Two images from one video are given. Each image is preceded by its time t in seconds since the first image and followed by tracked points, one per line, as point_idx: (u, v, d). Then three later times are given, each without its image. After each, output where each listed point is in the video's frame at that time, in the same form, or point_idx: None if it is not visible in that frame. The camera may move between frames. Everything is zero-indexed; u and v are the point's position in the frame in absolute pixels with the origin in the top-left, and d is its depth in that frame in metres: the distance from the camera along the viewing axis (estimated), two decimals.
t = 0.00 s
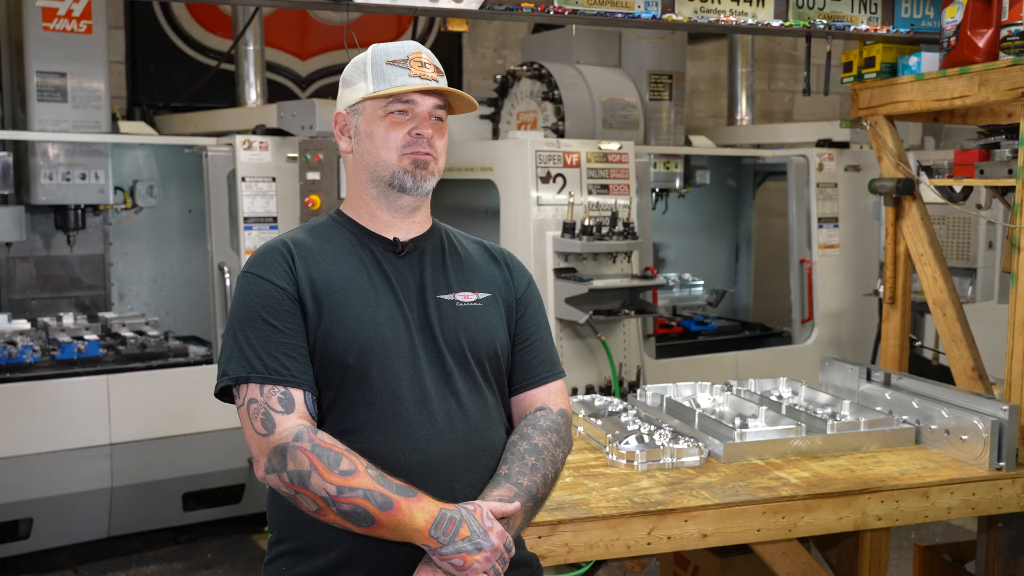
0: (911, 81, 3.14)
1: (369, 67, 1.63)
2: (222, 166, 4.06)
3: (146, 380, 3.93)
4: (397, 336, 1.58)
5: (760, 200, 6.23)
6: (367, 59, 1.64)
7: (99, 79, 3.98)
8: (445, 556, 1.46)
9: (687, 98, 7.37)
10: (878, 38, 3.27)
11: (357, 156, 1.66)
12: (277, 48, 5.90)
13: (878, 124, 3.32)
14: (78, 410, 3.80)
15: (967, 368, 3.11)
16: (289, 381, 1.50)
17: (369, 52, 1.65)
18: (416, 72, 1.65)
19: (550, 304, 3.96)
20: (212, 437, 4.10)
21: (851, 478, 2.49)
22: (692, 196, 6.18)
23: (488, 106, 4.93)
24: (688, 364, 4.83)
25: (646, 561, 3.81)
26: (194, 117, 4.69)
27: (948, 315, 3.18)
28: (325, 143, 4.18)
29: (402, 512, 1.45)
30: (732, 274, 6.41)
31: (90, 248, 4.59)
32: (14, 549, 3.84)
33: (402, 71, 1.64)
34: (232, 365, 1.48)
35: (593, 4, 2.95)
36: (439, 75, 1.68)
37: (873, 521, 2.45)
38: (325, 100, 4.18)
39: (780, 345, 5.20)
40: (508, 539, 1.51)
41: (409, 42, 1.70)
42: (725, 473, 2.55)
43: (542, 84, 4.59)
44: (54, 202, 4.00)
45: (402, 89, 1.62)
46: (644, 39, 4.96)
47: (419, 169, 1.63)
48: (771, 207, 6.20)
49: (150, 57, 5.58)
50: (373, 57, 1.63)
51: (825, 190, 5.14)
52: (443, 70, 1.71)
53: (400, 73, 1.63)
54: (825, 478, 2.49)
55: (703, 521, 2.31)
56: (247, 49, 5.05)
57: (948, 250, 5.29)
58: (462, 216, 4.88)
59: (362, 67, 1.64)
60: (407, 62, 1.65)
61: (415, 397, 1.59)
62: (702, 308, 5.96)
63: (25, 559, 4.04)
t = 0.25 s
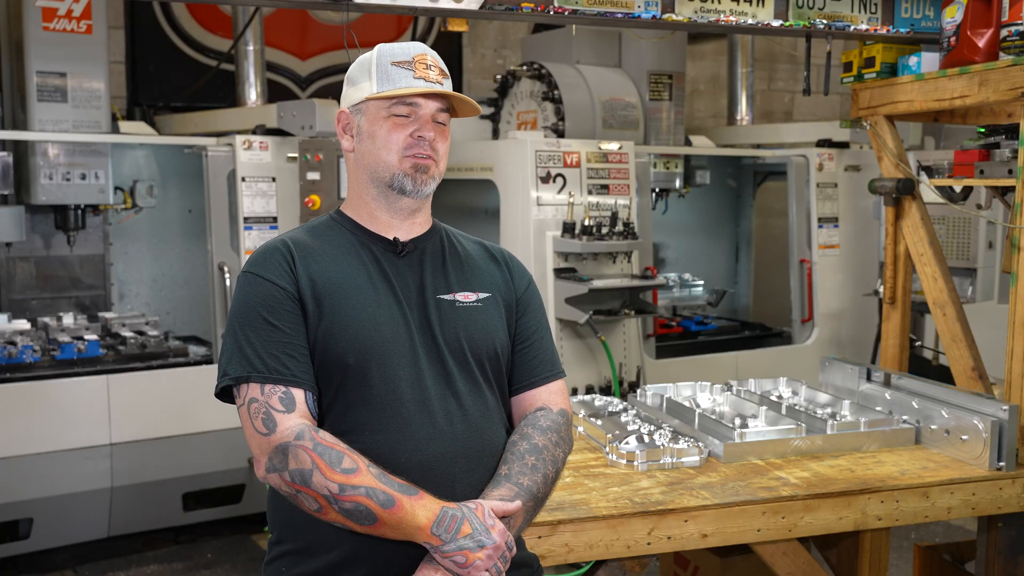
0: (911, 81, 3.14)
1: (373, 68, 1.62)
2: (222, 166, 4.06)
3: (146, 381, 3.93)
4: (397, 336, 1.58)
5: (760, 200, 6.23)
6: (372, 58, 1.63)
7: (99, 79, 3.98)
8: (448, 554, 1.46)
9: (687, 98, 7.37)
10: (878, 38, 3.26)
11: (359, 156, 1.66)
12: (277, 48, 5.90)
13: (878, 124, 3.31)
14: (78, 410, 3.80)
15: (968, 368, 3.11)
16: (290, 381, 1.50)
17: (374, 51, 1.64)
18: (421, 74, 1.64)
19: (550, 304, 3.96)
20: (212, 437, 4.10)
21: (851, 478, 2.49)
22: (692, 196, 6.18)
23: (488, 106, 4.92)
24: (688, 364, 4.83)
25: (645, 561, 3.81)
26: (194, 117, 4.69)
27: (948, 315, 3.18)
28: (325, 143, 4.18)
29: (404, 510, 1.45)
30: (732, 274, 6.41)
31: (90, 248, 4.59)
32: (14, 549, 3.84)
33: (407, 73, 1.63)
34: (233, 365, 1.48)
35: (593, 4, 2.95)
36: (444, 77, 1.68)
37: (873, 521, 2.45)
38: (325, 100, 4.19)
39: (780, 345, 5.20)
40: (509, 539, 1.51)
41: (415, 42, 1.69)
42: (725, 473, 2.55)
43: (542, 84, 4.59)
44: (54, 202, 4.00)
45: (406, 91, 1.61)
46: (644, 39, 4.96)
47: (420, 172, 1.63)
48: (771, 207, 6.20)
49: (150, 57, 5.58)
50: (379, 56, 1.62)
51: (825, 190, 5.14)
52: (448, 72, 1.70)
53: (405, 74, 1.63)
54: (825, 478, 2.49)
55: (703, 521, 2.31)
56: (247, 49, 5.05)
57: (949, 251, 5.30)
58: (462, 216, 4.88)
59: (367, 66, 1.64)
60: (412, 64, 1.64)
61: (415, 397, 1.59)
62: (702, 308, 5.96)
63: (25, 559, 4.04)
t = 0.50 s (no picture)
0: (911, 81, 3.14)
1: (377, 66, 1.63)
2: (222, 165, 4.06)
3: (146, 381, 3.93)
4: (398, 337, 1.58)
5: (760, 200, 6.23)
6: (377, 57, 1.63)
7: (99, 79, 3.98)
8: (444, 567, 1.45)
9: (687, 98, 7.37)
10: (878, 38, 3.26)
11: (361, 154, 1.66)
12: (277, 48, 5.90)
13: (879, 124, 3.32)
14: (78, 410, 3.80)
15: (968, 368, 3.11)
16: (290, 383, 1.50)
17: (378, 50, 1.64)
18: (424, 74, 1.65)
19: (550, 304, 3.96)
20: (212, 437, 4.09)
21: (851, 478, 2.49)
22: (692, 196, 6.18)
23: (488, 105, 4.91)
24: (688, 364, 4.83)
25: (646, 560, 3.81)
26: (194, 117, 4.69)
27: (948, 315, 3.18)
28: (325, 143, 4.18)
29: (401, 522, 1.43)
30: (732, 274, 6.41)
31: (90, 248, 4.59)
32: (14, 549, 3.84)
33: (410, 71, 1.63)
34: (234, 366, 1.48)
35: (593, 4, 2.94)
36: (447, 78, 1.68)
37: (873, 521, 2.45)
38: (325, 100, 4.18)
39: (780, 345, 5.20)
40: (507, 550, 1.49)
41: (419, 43, 1.69)
42: (725, 473, 2.55)
43: (542, 84, 4.59)
44: (54, 202, 4.00)
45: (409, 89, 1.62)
46: (644, 39, 4.96)
47: (421, 171, 1.63)
48: (771, 207, 6.20)
49: (150, 57, 5.58)
50: (383, 55, 1.63)
51: (825, 190, 5.14)
52: (450, 72, 1.71)
53: (408, 73, 1.63)
54: (825, 478, 2.49)
55: (703, 521, 2.31)
56: (247, 49, 5.05)
57: (948, 250, 5.28)
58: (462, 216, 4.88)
59: (371, 65, 1.64)
60: (416, 63, 1.64)
61: (416, 398, 1.59)
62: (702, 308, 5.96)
63: (25, 559, 4.04)
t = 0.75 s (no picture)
0: (911, 81, 3.15)
1: (378, 66, 1.63)
2: (222, 165, 4.06)
3: (146, 381, 3.93)
4: (399, 337, 1.58)
5: (760, 200, 6.23)
6: (377, 57, 1.64)
7: (99, 79, 3.98)
8: (443, 567, 1.45)
9: (687, 98, 7.37)
10: (878, 38, 3.26)
11: (361, 154, 1.66)
12: (277, 48, 5.90)
13: (878, 124, 3.32)
14: (78, 410, 3.80)
15: (968, 368, 3.11)
16: (291, 383, 1.50)
17: (378, 51, 1.65)
18: (424, 73, 1.65)
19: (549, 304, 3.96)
20: (212, 437, 4.10)
21: (851, 478, 2.49)
22: (692, 196, 6.18)
23: (488, 106, 4.92)
24: (688, 364, 4.83)
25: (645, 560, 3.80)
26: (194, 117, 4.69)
27: (948, 315, 3.18)
28: (325, 143, 4.18)
29: (401, 522, 1.43)
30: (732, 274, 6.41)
31: (90, 248, 4.59)
32: (15, 549, 3.84)
33: (410, 71, 1.64)
34: (235, 365, 1.48)
35: (593, 4, 2.94)
36: (448, 77, 1.68)
37: (873, 521, 2.45)
38: (325, 100, 4.18)
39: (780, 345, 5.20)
40: (507, 551, 1.50)
41: (419, 42, 1.70)
42: (725, 473, 2.55)
43: (542, 84, 4.60)
44: (54, 202, 4.00)
45: (409, 88, 1.62)
46: (644, 39, 4.96)
47: (421, 169, 1.63)
48: (771, 206, 6.20)
49: (150, 57, 5.58)
50: (383, 55, 1.63)
51: (825, 190, 5.14)
52: (451, 72, 1.71)
53: (408, 72, 1.63)
54: (825, 478, 2.49)
55: (703, 521, 2.31)
56: (247, 49, 5.05)
57: (948, 250, 5.27)
58: (462, 216, 4.88)
59: (372, 65, 1.64)
60: (416, 62, 1.65)
61: (416, 399, 1.59)
62: (702, 308, 5.96)
63: (25, 559, 4.04)
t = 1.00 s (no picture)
0: (911, 81, 3.15)
1: (376, 66, 1.63)
2: (222, 165, 4.06)
3: (146, 381, 3.93)
4: (397, 337, 1.58)
5: (760, 200, 6.23)
6: (375, 57, 1.63)
7: (99, 79, 3.98)
8: (438, 569, 1.45)
9: (687, 98, 7.38)
10: (878, 38, 3.27)
11: (361, 154, 1.66)
12: (277, 48, 5.90)
13: (878, 124, 3.32)
14: (78, 410, 3.80)
15: (967, 368, 3.11)
16: (289, 383, 1.50)
17: (377, 50, 1.65)
18: (423, 73, 1.65)
19: (550, 304, 3.96)
20: (212, 437, 4.09)
21: (851, 478, 2.49)
22: (692, 196, 6.18)
23: (488, 106, 4.92)
24: (688, 364, 4.83)
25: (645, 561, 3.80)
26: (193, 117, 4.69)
27: (948, 315, 3.18)
28: (325, 143, 4.18)
29: (397, 523, 1.43)
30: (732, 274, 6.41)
31: (90, 248, 4.59)
32: (14, 549, 3.84)
33: (409, 70, 1.63)
34: (234, 365, 1.48)
35: (594, 4, 2.94)
36: (447, 76, 1.68)
37: (873, 521, 2.45)
38: (325, 100, 4.18)
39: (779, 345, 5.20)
40: (502, 553, 1.48)
41: (418, 42, 1.70)
42: (725, 473, 2.55)
43: (542, 84, 4.60)
44: (54, 202, 4.00)
45: (408, 88, 1.62)
46: (644, 39, 4.96)
47: (421, 170, 1.63)
48: (771, 207, 6.21)
49: (150, 57, 5.58)
50: (381, 54, 1.63)
51: (825, 190, 5.14)
52: (449, 70, 1.71)
53: (407, 72, 1.63)
54: (825, 478, 2.49)
55: (703, 521, 2.31)
56: (247, 49, 5.05)
57: (948, 250, 5.28)
58: (462, 216, 4.88)
59: (370, 65, 1.64)
60: (414, 62, 1.64)
61: (414, 400, 1.59)
62: (701, 308, 5.96)
63: (25, 559, 4.04)
